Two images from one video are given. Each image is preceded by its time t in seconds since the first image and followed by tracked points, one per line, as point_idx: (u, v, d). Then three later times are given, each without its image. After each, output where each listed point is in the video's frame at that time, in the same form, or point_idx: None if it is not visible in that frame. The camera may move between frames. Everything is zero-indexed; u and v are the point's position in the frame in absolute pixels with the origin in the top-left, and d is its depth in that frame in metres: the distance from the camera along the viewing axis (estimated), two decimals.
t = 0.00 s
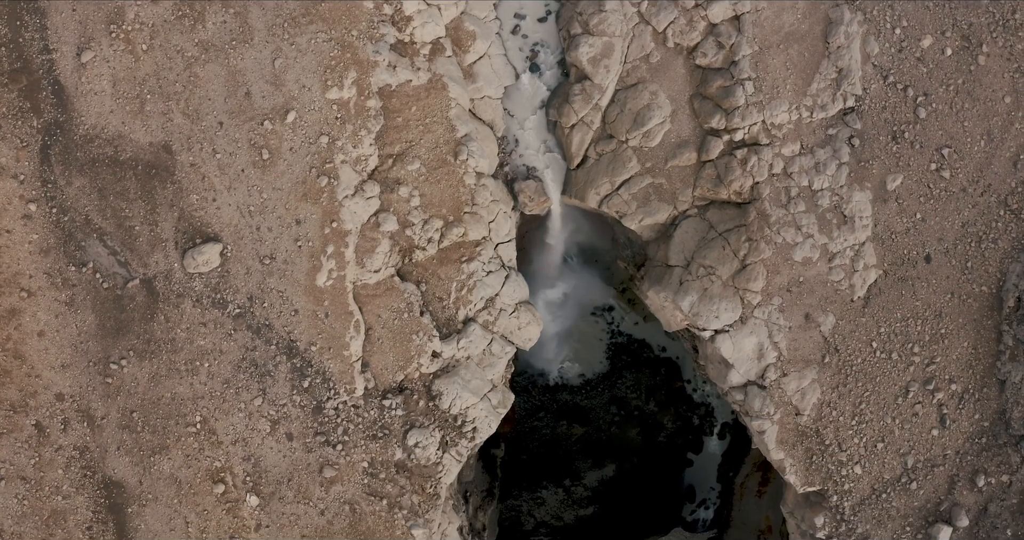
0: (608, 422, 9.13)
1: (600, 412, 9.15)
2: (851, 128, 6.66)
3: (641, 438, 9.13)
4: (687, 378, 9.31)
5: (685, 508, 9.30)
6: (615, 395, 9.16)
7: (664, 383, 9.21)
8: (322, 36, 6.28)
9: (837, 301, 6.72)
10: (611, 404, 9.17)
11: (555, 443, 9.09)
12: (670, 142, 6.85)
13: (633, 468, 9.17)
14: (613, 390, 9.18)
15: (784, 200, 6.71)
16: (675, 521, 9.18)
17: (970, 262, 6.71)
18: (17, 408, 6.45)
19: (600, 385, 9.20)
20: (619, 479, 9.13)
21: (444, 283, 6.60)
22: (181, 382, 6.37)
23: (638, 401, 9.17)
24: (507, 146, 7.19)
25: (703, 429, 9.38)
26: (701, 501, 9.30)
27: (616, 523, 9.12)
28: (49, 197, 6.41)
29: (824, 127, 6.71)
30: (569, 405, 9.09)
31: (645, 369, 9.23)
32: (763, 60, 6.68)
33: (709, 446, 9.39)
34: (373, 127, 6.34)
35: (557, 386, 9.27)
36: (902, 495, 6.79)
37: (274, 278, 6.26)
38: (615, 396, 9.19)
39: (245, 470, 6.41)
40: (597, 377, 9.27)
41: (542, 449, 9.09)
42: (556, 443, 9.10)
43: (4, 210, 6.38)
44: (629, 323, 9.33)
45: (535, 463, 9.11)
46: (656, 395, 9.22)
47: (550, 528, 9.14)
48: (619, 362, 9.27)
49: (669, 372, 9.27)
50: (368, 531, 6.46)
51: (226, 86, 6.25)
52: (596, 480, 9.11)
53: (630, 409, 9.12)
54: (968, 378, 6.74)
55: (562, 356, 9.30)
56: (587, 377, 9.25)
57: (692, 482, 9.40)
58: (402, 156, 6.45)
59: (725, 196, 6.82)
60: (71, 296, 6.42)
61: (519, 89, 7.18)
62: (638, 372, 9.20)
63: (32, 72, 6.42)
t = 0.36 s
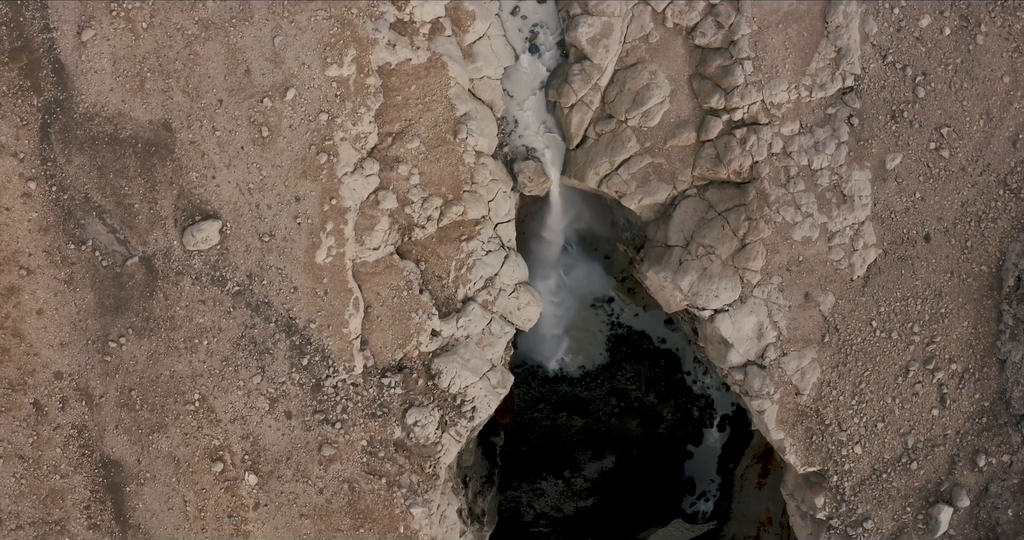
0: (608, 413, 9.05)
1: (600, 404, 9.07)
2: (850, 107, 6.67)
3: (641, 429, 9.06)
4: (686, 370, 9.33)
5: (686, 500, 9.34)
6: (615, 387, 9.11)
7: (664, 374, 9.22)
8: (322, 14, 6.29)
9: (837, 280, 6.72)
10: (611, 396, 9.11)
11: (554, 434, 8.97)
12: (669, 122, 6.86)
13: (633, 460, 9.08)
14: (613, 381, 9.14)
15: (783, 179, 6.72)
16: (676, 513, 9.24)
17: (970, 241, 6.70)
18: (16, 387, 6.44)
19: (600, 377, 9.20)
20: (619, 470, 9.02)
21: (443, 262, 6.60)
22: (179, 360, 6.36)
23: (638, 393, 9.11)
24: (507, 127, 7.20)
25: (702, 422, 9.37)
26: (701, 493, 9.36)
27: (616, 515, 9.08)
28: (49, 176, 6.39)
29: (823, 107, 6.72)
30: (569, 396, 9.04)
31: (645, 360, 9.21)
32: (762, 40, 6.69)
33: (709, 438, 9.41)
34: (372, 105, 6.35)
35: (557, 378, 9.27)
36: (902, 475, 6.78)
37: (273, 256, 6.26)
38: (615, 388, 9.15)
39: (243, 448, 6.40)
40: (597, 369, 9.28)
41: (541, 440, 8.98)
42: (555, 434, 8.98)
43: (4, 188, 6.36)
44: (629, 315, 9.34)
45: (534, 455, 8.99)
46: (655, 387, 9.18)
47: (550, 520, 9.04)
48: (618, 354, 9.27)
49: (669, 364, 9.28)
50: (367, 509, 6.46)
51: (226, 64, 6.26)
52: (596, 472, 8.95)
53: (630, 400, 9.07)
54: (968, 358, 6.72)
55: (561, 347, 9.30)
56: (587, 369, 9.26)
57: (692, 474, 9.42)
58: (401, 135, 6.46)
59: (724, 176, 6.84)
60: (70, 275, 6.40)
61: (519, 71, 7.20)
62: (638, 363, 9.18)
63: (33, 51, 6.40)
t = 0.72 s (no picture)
0: (607, 404, 9.04)
1: (600, 395, 9.08)
2: (849, 84, 6.70)
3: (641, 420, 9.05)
4: (686, 360, 9.28)
5: (685, 492, 9.25)
6: (615, 378, 9.10)
7: (664, 364, 9.17)
8: None
9: (835, 257, 6.75)
10: (611, 387, 9.09)
11: (554, 425, 8.98)
12: (668, 100, 6.90)
13: (633, 451, 9.08)
14: (612, 372, 9.12)
15: (782, 156, 6.74)
16: (676, 505, 9.11)
17: (969, 218, 6.70)
18: (14, 362, 6.41)
19: (600, 368, 9.17)
20: (618, 461, 9.02)
21: (442, 238, 6.63)
22: (178, 335, 6.35)
23: (637, 383, 9.08)
24: (506, 105, 7.29)
25: (702, 413, 9.32)
26: (701, 485, 9.27)
27: (615, 506, 8.99)
28: (48, 151, 6.38)
29: (821, 84, 6.74)
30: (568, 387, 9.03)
31: (645, 351, 9.16)
32: (761, 17, 6.71)
33: (709, 429, 9.34)
34: (371, 79, 6.38)
35: (556, 369, 9.23)
36: (902, 452, 6.78)
37: (272, 231, 6.28)
38: (615, 378, 9.13)
39: (242, 424, 6.40)
40: (597, 360, 9.24)
41: (541, 431, 8.98)
42: (554, 425, 8.99)
43: (4, 164, 6.35)
44: (629, 306, 9.31)
45: (534, 445, 8.98)
46: (655, 378, 9.15)
47: (550, 510, 8.98)
48: (618, 344, 9.23)
49: (668, 355, 9.22)
50: (366, 485, 6.45)
51: (226, 39, 6.27)
52: (596, 462, 8.97)
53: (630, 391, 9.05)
54: (968, 335, 6.71)
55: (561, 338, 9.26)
56: (586, 360, 9.21)
57: (692, 465, 9.35)
58: (401, 111, 6.49)
59: (723, 153, 6.87)
60: (69, 251, 6.39)
61: (517, 49, 7.26)
62: (638, 354, 9.13)
63: (33, 27, 6.39)
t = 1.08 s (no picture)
0: (606, 400, 9.03)
1: (599, 391, 9.06)
2: (846, 64, 6.74)
3: (640, 415, 9.02)
4: (686, 356, 9.30)
5: (685, 488, 9.21)
6: (615, 373, 9.09)
7: (663, 360, 9.17)
8: None
9: (834, 237, 6.76)
10: (611, 382, 9.09)
11: (553, 420, 8.96)
12: (666, 81, 6.94)
13: (633, 447, 9.00)
14: (612, 367, 9.12)
15: (780, 136, 6.76)
16: (676, 501, 9.03)
17: (968, 197, 6.71)
18: (12, 340, 6.37)
19: (599, 363, 9.16)
20: (618, 457, 8.93)
21: (441, 217, 6.65)
22: (176, 313, 6.34)
23: (637, 378, 9.09)
24: (505, 87, 7.34)
25: (702, 408, 9.32)
26: (701, 481, 9.24)
27: (616, 502, 8.88)
28: (48, 129, 6.38)
29: (819, 64, 6.78)
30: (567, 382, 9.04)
31: (645, 346, 9.17)
32: None
33: (708, 426, 9.34)
34: (371, 57, 6.44)
35: (555, 364, 9.24)
36: (902, 433, 6.75)
37: (271, 208, 6.30)
38: (615, 374, 9.12)
39: (240, 402, 6.38)
40: (597, 355, 9.24)
41: (540, 426, 8.96)
42: (554, 420, 8.97)
43: (4, 142, 6.35)
44: (628, 302, 9.32)
45: (533, 440, 8.94)
46: (655, 373, 9.15)
47: (549, 506, 8.89)
48: (618, 340, 9.23)
49: (668, 350, 9.23)
50: (364, 463, 6.43)
51: (226, 17, 6.30)
52: (596, 458, 8.87)
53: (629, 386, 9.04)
54: (968, 314, 6.70)
55: (561, 334, 9.28)
56: (586, 355, 9.21)
57: (692, 461, 9.34)
58: (400, 89, 6.53)
59: (722, 134, 6.89)
60: (68, 229, 6.37)
61: (516, 31, 7.36)
62: (638, 349, 9.14)
63: (35, 6, 6.41)
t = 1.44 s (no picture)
0: (606, 402, 8.98)
1: (598, 393, 9.01)
2: (843, 52, 6.78)
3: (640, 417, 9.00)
4: (686, 358, 9.28)
5: (685, 490, 9.21)
6: (615, 375, 9.04)
7: (663, 362, 9.14)
8: None
9: (832, 225, 6.77)
10: (610, 384, 9.03)
11: (553, 423, 8.93)
12: (664, 69, 6.97)
13: (633, 449, 9.00)
14: (612, 369, 9.07)
15: (778, 124, 6.78)
16: (676, 503, 9.04)
17: (965, 185, 6.72)
18: (10, 325, 6.35)
19: (599, 365, 9.11)
20: (618, 459, 8.94)
21: (440, 204, 6.66)
22: (175, 298, 6.34)
23: (636, 380, 9.04)
24: (504, 77, 7.38)
25: (702, 411, 9.31)
26: (701, 484, 9.25)
27: (615, 505, 8.85)
28: (49, 116, 6.40)
29: (816, 52, 6.82)
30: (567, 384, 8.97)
31: (644, 348, 9.13)
32: None
33: (708, 428, 9.32)
34: (370, 44, 6.49)
35: (555, 367, 9.19)
36: (902, 421, 6.73)
37: (270, 193, 6.34)
38: (615, 376, 9.07)
39: (238, 388, 6.37)
40: (597, 357, 9.19)
41: (540, 428, 8.93)
42: (554, 422, 8.94)
43: (4, 128, 6.36)
44: (628, 304, 9.31)
45: (532, 442, 8.92)
46: (655, 375, 9.11)
47: (549, 508, 8.88)
48: (618, 342, 9.19)
49: (667, 352, 9.20)
50: (362, 450, 6.41)
51: (227, 4, 6.35)
52: (595, 460, 8.89)
53: (628, 388, 8.99)
54: (967, 302, 6.70)
55: (561, 336, 9.26)
56: (585, 357, 9.16)
57: (692, 464, 9.32)
58: (399, 77, 6.57)
59: (720, 122, 6.91)
60: (68, 214, 6.38)
61: (515, 22, 7.40)
62: (637, 351, 9.10)
63: None
